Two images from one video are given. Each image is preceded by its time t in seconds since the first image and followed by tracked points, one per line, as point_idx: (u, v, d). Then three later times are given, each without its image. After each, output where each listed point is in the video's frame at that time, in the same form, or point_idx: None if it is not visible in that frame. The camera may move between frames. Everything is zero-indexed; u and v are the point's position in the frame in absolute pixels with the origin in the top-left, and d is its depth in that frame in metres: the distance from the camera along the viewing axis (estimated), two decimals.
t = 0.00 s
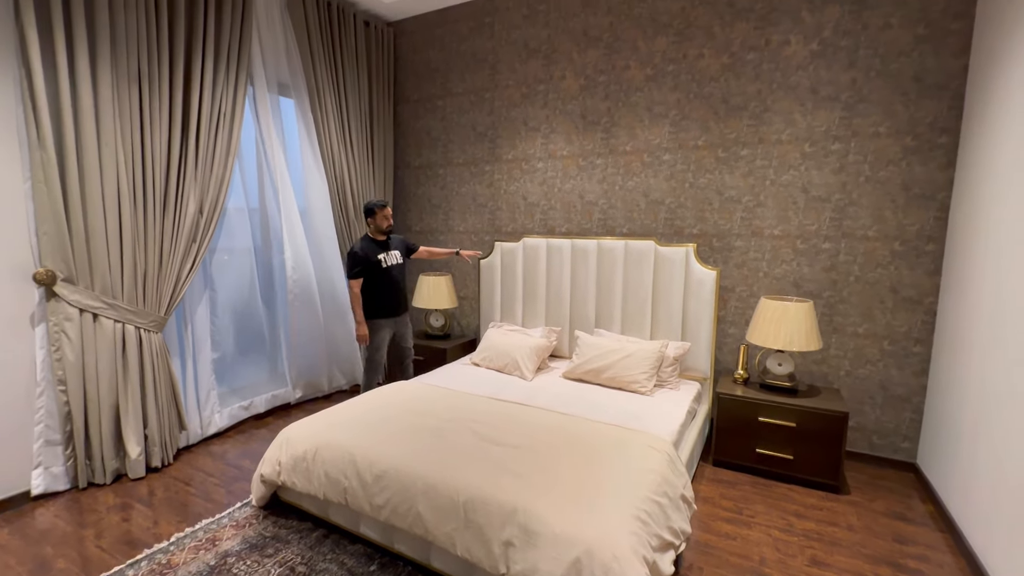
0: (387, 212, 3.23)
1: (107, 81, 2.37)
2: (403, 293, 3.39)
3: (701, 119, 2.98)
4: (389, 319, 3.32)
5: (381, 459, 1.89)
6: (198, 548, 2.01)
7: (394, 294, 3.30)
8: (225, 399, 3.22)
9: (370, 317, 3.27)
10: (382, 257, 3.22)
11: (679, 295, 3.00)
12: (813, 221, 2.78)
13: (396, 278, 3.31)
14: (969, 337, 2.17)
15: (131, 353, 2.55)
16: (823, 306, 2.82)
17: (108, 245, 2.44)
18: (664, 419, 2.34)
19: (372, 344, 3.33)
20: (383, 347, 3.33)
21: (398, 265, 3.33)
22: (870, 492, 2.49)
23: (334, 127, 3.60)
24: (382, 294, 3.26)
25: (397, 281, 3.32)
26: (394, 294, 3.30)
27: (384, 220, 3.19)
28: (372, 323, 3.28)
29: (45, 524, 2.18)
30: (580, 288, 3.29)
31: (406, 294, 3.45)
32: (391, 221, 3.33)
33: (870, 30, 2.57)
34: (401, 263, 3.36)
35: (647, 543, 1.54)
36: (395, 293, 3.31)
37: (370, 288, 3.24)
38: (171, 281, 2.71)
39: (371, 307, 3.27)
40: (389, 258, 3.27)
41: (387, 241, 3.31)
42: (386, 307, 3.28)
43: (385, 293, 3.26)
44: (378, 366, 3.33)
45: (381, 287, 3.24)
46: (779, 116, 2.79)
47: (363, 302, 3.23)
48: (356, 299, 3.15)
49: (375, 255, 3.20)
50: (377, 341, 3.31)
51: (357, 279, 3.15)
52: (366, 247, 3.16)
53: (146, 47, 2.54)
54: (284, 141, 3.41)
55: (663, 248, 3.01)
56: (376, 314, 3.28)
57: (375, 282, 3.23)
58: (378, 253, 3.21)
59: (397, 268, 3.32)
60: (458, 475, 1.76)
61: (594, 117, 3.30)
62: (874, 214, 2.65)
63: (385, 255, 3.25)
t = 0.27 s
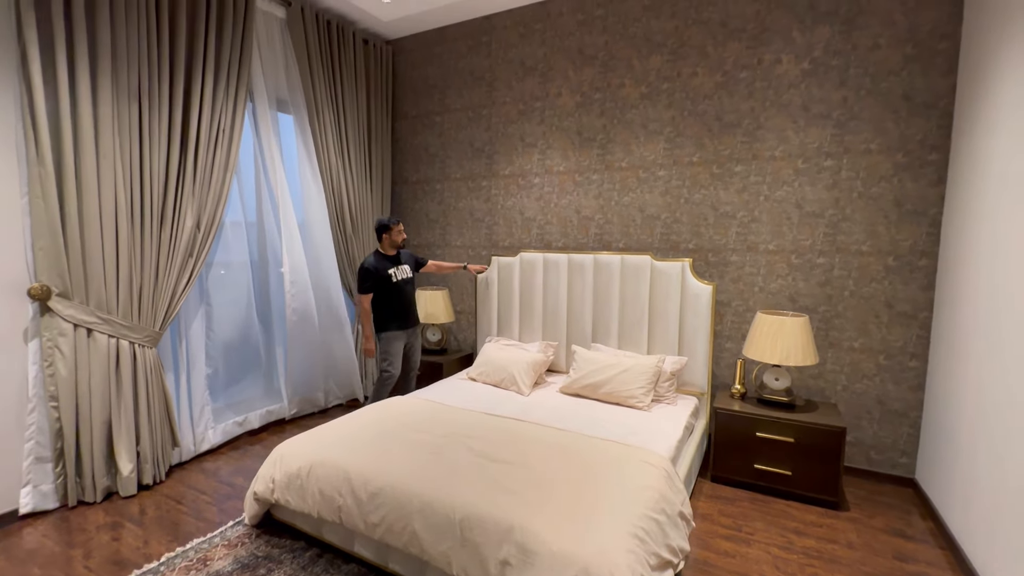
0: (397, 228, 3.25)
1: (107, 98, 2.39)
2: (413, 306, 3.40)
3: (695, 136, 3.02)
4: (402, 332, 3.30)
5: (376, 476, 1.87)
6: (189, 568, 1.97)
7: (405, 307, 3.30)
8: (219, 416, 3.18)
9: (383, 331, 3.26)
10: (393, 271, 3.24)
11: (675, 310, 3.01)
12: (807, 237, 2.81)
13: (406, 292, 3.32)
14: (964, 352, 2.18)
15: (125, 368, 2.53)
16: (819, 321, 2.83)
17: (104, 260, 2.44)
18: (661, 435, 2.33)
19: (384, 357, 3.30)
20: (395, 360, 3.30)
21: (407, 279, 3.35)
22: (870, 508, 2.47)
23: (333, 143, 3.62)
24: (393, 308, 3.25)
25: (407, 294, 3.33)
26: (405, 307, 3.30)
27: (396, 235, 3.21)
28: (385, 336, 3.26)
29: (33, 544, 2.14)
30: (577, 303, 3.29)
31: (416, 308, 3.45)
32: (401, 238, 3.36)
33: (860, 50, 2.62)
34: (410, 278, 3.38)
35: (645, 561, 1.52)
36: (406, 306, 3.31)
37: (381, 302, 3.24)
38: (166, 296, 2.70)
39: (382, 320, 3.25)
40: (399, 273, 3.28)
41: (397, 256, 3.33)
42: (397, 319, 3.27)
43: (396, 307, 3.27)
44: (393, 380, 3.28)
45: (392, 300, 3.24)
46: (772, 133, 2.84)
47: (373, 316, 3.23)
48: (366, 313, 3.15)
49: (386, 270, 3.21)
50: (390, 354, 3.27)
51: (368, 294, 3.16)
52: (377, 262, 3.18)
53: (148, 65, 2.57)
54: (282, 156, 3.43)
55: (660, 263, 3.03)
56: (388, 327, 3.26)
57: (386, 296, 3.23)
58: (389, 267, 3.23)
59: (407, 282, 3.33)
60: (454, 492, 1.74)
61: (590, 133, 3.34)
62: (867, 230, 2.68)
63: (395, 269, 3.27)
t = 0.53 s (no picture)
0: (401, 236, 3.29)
1: (108, 107, 2.40)
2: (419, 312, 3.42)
3: (692, 146, 3.05)
4: (409, 338, 3.31)
5: (373, 487, 1.86)
6: None
7: (411, 314, 3.33)
8: (215, 425, 3.16)
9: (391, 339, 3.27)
10: (399, 279, 3.26)
11: (673, 319, 3.01)
12: (804, 246, 2.82)
13: (412, 299, 3.34)
14: (961, 361, 2.18)
15: (121, 377, 2.52)
16: (816, 330, 2.83)
17: (102, 269, 2.43)
18: (660, 445, 2.32)
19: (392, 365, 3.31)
20: (402, 368, 3.32)
21: (413, 286, 3.37)
22: (869, 518, 2.46)
23: (332, 152, 3.64)
24: (400, 314, 3.27)
25: (413, 300, 3.35)
26: (411, 314, 3.32)
27: (401, 243, 3.25)
28: (394, 343, 3.27)
29: (25, 556, 2.11)
30: (576, 312, 3.29)
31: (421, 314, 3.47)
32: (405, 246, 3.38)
33: (854, 62, 2.66)
34: (416, 285, 3.40)
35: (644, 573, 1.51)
36: (412, 312, 3.33)
37: (388, 309, 3.26)
38: (164, 304, 2.70)
39: (391, 327, 3.26)
40: (405, 280, 3.31)
41: (402, 264, 3.36)
42: (404, 326, 3.29)
43: (402, 314, 3.28)
44: (401, 389, 3.33)
45: (398, 308, 3.26)
46: (768, 144, 2.86)
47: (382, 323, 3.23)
48: (375, 322, 3.16)
49: (392, 278, 3.23)
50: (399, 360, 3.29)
51: (376, 302, 3.17)
52: (383, 270, 3.20)
53: (149, 75, 2.59)
54: (281, 165, 3.45)
55: (658, 273, 3.04)
56: (396, 334, 3.27)
57: (393, 303, 3.25)
58: (395, 275, 3.25)
59: (413, 289, 3.35)
60: (452, 503, 1.73)
61: (588, 144, 3.37)
62: (863, 239, 2.70)
63: (402, 276, 3.30)
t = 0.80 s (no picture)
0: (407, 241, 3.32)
1: (109, 113, 2.42)
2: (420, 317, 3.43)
3: (691, 153, 3.07)
4: (409, 343, 3.31)
5: (372, 494, 1.85)
6: None
7: (413, 318, 3.34)
8: (212, 431, 3.15)
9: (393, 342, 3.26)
10: (404, 283, 3.27)
11: (672, 325, 3.01)
12: (802, 253, 2.83)
13: (415, 304, 3.36)
14: (960, 367, 2.18)
15: (118, 383, 2.51)
16: (815, 336, 2.84)
17: (101, 274, 2.43)
18: (659, 451, 2.32)
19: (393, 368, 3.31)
20: (403, 373, 3.31)
21: (417, 291, 3.39)
22: (869, 526, 2.45)
23: (332, 158, 3.65)
24: (402, 319, 3.28)
25: (417, 305, 3.37)
26: (413, 318, 3.33)
27: (408, 248, 3.28)
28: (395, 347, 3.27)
29: (20, 564, 2.10)
30: (575, 318, 3.30)
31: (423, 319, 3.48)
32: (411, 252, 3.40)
33: (851, 70, 2.68)
34: (419, 290, 3.41)
35: None
36: (414, 317, 3.34)
37: (392, 312, 3.26)
38: (163, 310, 2.70)
39: (393, 331, 3.26)
40: (410, 285, 3.32)
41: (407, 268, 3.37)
42: (406, 330, 3.29)
43: (405, 318, 3.29)
44: (399, 394, 3.32)
45: (401, 312, 3.27)
46: (766, 151, 2.88)
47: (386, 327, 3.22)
48: (380, 324, 3.14)
49: (397, 281, 3.24)
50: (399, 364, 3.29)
51: (381, 305, 3.17)
52: (390, 273, 3.21)
53: (150, 81, 2.60)
54: (281, 172, 3.46)
55: (656, 279, 3.05)
56: (398, 338, 3.27)
57: (397, 307, 3.25)
58: (400, 279, 3.26)
59: (416, 294, 3.37)
60: (451, 510, 1.72)
61: (587, 150, 3.38)
62: (861, 246, 2.71)
63: (406, 280, 3.31)
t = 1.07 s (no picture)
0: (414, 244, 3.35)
1: (110, 116, 2.42)
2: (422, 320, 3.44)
3: (690, 156, 3.07)
4: (409, 344, 3.31)
5: (371, 496, 1.85)
6: None
7: (415, 321, 3.34)
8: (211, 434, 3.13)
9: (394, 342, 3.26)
10: (408, 284, 3.28)
11: (672, 328, 3.01)
12: (802, 256, 2.83)
13: (418, 306, 3.37)
14: (961, 370, 2.18)
15: (118, 385, 2.50)
16: (815, 339, 2.83)
17: (101, 275, 2.43)
18: (659, 454, 2.31)
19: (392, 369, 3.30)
20: (402, 374, 3.31)
21: (419, 293, 3.40)
22: (870, 529, 2.45)
23: (333, 161, 3.66)
24: (404, 320, 3.28)
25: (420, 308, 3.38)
26: (414, 320, 3.33)
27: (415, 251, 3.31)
28: (395, 347, 3.26)
29: (17, 566, 2.09)
30: (575, 320, 3.29)
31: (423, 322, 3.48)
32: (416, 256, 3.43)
33: (850, 74, 2.69)
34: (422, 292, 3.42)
35: None
36: (416, 319, 3.34)
37: (395, 312, 3.26)
38: (163, 312, 2.69)
39: (393, 331, 3.26)
40: (414, 286, 3.33)
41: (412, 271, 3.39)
42: (407, 331, 3.29)
43: (408, 319, 3.29)
44: (397, 396, 3.31)
45: (404, 313, 3.28)
46: (766, 154, 2.88)
47: (387, 326, 3.22)
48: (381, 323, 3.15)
49: (402, 282, 3.25)
50: (398, 365, 3.28)
51: (384, 304, 3.18)
52: (397, 273, 3.23)
53: (151, 83, 2.60)
54: (282, 174, 3.46)
55: (656, 281, 3.05)
56: (399, 338, 3.27)
57: (400, 308, 3.26)
58: (405, 280, 3.27)
59: (420, 297, 3.37)
60: (451, 513, 1.71)
61: (587, 153, 3.39)
62: (861, 249, 2.71)
63: (410, 282, 3.32)
